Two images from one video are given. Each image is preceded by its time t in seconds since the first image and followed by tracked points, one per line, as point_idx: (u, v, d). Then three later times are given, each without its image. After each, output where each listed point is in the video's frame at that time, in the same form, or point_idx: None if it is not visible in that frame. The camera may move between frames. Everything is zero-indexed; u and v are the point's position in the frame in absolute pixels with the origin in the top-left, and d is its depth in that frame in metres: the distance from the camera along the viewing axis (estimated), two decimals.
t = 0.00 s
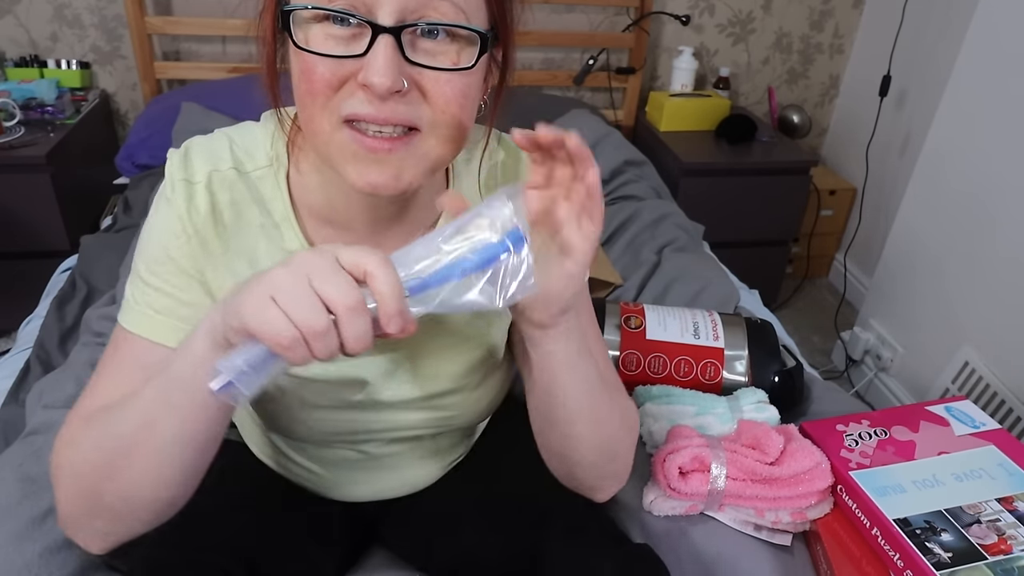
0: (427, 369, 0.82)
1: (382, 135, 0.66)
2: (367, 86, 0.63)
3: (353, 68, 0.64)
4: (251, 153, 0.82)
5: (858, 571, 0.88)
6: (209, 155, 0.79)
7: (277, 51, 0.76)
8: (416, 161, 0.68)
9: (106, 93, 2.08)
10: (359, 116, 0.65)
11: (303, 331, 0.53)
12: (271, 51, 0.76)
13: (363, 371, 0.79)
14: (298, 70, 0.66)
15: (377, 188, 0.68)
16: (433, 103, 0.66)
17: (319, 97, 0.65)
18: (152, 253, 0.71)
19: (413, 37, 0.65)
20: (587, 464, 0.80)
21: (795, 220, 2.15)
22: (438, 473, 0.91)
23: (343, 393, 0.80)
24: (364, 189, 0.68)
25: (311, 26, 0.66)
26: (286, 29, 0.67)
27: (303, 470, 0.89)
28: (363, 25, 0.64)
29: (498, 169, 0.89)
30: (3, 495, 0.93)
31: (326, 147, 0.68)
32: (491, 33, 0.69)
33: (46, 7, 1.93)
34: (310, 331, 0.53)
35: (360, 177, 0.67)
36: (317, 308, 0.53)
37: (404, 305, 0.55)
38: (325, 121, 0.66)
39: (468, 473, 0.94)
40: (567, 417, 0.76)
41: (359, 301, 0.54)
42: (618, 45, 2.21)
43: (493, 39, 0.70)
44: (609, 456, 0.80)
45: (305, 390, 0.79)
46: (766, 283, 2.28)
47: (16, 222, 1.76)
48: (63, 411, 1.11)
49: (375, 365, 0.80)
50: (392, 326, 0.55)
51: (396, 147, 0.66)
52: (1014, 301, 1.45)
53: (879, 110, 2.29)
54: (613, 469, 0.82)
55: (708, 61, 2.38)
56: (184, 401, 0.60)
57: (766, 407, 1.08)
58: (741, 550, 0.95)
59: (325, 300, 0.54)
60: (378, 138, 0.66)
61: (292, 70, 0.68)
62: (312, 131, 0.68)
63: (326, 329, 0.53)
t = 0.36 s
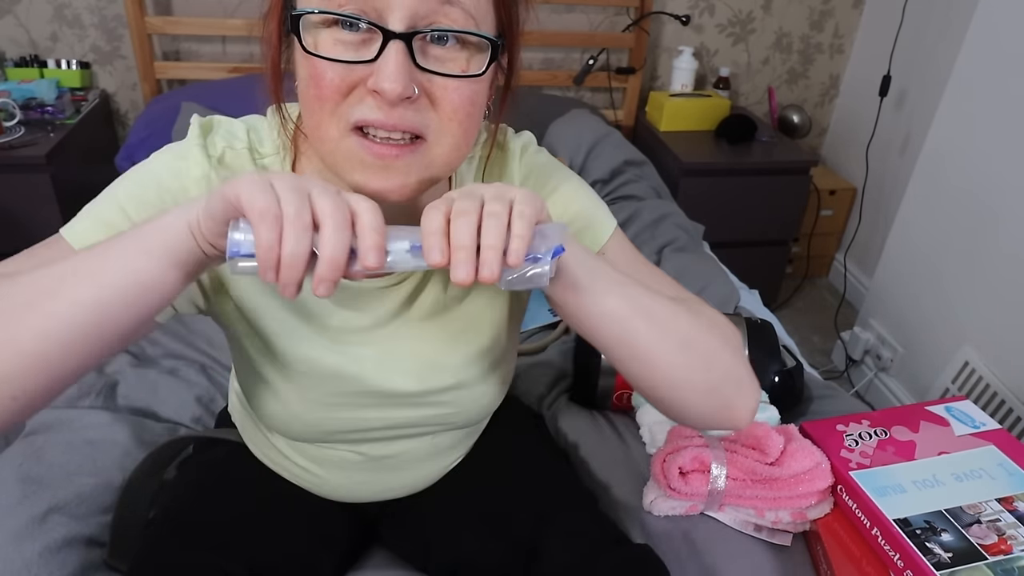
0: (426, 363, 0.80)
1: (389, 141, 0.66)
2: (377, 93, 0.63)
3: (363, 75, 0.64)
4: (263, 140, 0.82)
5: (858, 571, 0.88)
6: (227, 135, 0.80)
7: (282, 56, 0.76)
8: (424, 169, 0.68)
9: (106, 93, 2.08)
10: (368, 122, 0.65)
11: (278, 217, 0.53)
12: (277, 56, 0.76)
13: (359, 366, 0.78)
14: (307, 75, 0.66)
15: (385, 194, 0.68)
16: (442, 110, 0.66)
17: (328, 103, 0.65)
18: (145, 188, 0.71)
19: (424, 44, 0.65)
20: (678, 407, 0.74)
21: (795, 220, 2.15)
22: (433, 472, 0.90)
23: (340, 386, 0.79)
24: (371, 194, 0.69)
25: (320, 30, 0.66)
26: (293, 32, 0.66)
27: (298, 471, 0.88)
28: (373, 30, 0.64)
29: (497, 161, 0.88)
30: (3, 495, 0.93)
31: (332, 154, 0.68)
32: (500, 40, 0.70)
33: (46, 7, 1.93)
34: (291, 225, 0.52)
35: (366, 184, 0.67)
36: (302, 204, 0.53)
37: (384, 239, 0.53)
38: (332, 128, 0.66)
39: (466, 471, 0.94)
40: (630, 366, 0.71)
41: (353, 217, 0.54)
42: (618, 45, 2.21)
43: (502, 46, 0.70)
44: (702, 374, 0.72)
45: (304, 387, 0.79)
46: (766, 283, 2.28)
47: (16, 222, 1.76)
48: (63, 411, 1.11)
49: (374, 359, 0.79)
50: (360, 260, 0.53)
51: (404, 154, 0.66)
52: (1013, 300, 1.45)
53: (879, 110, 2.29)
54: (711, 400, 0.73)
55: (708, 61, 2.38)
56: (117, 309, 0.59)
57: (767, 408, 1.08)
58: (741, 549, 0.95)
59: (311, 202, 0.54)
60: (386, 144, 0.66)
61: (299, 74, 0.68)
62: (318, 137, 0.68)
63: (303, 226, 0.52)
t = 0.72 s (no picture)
0: (424, 360, 0.80)
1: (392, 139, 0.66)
2: (382, 88, 0.63)
3: (366, 70, 0.64)
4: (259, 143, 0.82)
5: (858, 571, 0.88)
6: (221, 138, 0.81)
7: (282, 55, 0.75)
8: (425, 166, 0.67)
9: (106, 93, 2.08)
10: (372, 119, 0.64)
11: (240, 174, 0.54)
12: (276, 56, 0.76)
13: (359, 366, 0.78)
14: (310, 72, 0.65)
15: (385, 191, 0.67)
16: (443, 106, 0.66)
17: (332, 99, 0.65)
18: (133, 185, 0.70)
19: (426, 39, 0.66)
20: (712, 377, 0.77)
21: (795, 219, 2.15)
22: (429, 472, 0.90)
23: (341, 385, 0.79)
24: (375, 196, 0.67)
25: (323, 26, 0.65)
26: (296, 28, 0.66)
27: (299, 471, 0.87)
28: (375, 24, 0.64)
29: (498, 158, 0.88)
30: (3, 496, 0.93)
31: (335, 153, 0.67)
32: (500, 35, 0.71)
33: (46, 7, 1.93)
34: (254, 171, 0.54)
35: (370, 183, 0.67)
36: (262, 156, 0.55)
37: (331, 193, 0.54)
38: (336, 125, 0.66)
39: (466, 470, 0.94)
40: (666, 333, 0.74)
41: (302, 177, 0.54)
42: (618, 45, 2.21)
43: (502, 41, 0.71)
44: (736, 341, 0.76)
45: (307, 387, 0.79)
46: (766, 283, 2.27)
47: (16, 222, 1.76)
48: (63, 411, 1.11)
49: (373, 359, 0.79)
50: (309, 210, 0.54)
51: (403, 149, 0.66)
52: (1013, 299, 1.45)
53: (879, 110, 2.29)
54: (741, 367, 0.77)
55: (708, 61, 2.38)
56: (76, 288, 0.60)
57: (766, 408, 1.08)
58: (741, 549, 0.95)
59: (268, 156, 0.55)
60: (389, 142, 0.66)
61: (301, 71, 0.67)
62: (322, 136, 0.67)
63: (272, 176, 0.54)
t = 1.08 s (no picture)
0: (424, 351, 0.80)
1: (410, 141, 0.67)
2: (405, 94, 0.63)
3: (388, 76, 0.64)
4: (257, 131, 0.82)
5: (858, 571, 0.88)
6: (219, 130, 0.81)
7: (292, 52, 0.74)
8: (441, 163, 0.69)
9: (106, 93, 2.08)
10: (395, 125, 0.65)
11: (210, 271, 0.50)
12: (286, 49, 0.74)
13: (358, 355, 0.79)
14: (329, 77, 0.65)
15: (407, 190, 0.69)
16: (461, 109, 0.67)
17: (352, 105, 0.65)
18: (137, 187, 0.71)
19: (444, 45, 0.65)
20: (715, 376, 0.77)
21: (795, 219, 2.15)
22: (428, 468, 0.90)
23: (341, 376, 0.79)
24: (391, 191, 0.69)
25: (342, 32, 0.65)
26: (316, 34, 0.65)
27: (298, 467, 0.87)
28: (395, 31, 0.64)
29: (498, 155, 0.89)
30: (3, 496, 0.93)
31: (354, 155, 0.68)
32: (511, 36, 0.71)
33: (46, 7, 1.93)
34: (215, 263, 0.50)
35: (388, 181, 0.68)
36: (212, 234, 0.50)
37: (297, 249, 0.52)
38: (356, 130, 0.66)
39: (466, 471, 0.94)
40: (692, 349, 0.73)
41: (256, 251, 0.51)
42: (618, 45, 2.21)
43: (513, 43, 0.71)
44: (741, 342, 0.76)
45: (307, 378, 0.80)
46: (766, 283, 2.27)
47: (16, 223, 1.76)
48: (63, 411, 1.11)
49: (375, 350, 0.79)
50: (281, 283, 0.52)
51: (423, 148, 0.67)
52: (1013, 299, 1.45)
53: (879, 110, 2.29)
54: (742, 366, 0.77)
55: (708, 61, 2.38)
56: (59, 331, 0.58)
57: (766, 408, 1.08)
58: (741, 549, 0.95)
59: (212, 225, 0.50)
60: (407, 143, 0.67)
61: (318, 75, 0.67)
62: (340, 138, 0.68)
63: (230, 260, 0.50)
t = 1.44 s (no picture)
0: (428, 352, 0.80)
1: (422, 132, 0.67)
2: (417, 87, 0.64)
3: (399, 70, 0.64)
4: (263, 134, 0.82)
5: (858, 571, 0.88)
6: (226, 130, 0.81)
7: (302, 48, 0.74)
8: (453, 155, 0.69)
9: (106, 93, 2.08)
10: (406, 117, 0.65)
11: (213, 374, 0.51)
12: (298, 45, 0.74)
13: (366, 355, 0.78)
14: (341, 72, 0.65)
15: (419, 182, 0.68)
16: (471, 101, 0.67)
17: (364, 98, 0.65)
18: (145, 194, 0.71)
19: (455, 40, 0.65)
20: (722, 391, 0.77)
21: (795, 219, 2.15)
22: (432, 468, 0.90)
23: (347, 375, 0.79)
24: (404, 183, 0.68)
25: (353, 27, 0.64)
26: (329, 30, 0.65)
27: (298, 463, 0.88)
28: (407, 26, 0.64)
29: (500, 154, 0.89)
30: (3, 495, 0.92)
31: (365, 147, 0.67)
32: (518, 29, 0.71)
33: (46, 7, 1.93)
34: (222, 368, 0.50)
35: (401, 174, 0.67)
36: (211, 339, 0.50)
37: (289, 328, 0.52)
38: (367, 123, 0.66)
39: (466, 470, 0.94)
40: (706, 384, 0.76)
41: (259, 344, 0.51)
42: (618, 45, 2.21)
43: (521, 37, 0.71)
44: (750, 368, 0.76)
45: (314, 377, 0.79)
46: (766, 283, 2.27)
47: (16, 222, 1.76)
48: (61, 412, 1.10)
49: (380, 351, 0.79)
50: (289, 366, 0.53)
51: (436, 138, 0.67)
52: (1013, 300, 1.45)
53: (879, 110, 2.29)
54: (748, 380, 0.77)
55: (708, 62, 2.38)
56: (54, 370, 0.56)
57: (766, 408, 1.08)
58: (740, 550, 0.95)
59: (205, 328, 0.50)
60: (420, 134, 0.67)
61: (329, 71, 0.67)
62: (350, 131, 0.68)
63: (236, 361, 0.50)
